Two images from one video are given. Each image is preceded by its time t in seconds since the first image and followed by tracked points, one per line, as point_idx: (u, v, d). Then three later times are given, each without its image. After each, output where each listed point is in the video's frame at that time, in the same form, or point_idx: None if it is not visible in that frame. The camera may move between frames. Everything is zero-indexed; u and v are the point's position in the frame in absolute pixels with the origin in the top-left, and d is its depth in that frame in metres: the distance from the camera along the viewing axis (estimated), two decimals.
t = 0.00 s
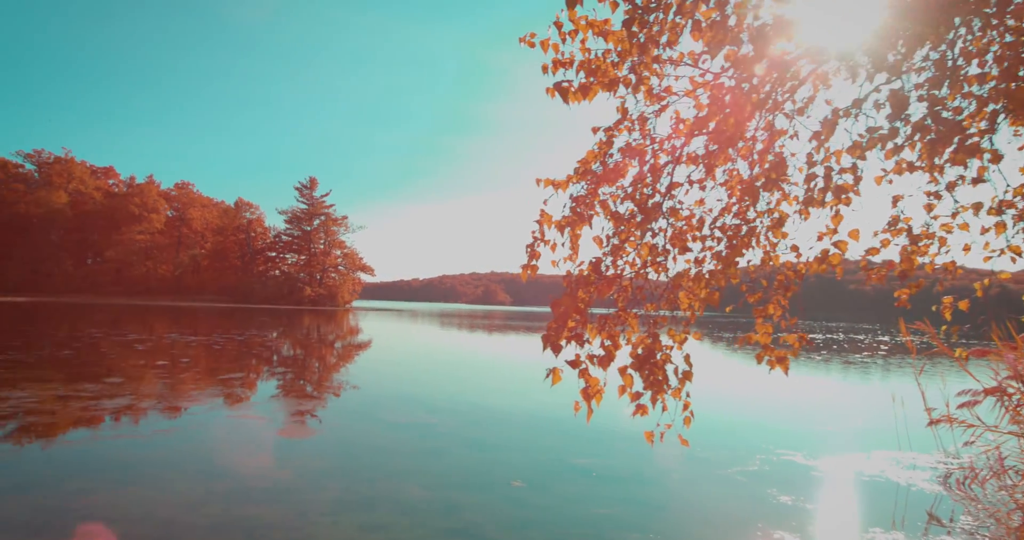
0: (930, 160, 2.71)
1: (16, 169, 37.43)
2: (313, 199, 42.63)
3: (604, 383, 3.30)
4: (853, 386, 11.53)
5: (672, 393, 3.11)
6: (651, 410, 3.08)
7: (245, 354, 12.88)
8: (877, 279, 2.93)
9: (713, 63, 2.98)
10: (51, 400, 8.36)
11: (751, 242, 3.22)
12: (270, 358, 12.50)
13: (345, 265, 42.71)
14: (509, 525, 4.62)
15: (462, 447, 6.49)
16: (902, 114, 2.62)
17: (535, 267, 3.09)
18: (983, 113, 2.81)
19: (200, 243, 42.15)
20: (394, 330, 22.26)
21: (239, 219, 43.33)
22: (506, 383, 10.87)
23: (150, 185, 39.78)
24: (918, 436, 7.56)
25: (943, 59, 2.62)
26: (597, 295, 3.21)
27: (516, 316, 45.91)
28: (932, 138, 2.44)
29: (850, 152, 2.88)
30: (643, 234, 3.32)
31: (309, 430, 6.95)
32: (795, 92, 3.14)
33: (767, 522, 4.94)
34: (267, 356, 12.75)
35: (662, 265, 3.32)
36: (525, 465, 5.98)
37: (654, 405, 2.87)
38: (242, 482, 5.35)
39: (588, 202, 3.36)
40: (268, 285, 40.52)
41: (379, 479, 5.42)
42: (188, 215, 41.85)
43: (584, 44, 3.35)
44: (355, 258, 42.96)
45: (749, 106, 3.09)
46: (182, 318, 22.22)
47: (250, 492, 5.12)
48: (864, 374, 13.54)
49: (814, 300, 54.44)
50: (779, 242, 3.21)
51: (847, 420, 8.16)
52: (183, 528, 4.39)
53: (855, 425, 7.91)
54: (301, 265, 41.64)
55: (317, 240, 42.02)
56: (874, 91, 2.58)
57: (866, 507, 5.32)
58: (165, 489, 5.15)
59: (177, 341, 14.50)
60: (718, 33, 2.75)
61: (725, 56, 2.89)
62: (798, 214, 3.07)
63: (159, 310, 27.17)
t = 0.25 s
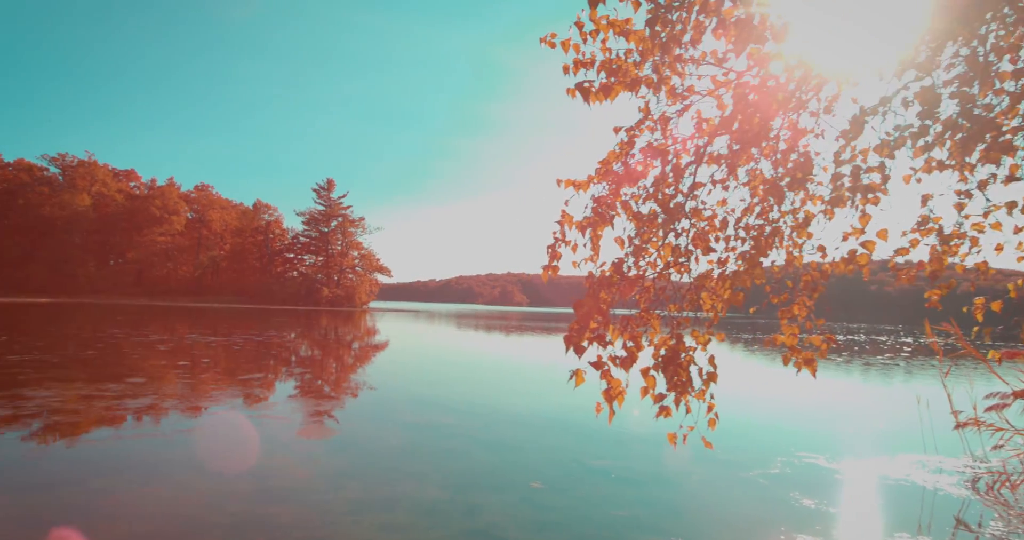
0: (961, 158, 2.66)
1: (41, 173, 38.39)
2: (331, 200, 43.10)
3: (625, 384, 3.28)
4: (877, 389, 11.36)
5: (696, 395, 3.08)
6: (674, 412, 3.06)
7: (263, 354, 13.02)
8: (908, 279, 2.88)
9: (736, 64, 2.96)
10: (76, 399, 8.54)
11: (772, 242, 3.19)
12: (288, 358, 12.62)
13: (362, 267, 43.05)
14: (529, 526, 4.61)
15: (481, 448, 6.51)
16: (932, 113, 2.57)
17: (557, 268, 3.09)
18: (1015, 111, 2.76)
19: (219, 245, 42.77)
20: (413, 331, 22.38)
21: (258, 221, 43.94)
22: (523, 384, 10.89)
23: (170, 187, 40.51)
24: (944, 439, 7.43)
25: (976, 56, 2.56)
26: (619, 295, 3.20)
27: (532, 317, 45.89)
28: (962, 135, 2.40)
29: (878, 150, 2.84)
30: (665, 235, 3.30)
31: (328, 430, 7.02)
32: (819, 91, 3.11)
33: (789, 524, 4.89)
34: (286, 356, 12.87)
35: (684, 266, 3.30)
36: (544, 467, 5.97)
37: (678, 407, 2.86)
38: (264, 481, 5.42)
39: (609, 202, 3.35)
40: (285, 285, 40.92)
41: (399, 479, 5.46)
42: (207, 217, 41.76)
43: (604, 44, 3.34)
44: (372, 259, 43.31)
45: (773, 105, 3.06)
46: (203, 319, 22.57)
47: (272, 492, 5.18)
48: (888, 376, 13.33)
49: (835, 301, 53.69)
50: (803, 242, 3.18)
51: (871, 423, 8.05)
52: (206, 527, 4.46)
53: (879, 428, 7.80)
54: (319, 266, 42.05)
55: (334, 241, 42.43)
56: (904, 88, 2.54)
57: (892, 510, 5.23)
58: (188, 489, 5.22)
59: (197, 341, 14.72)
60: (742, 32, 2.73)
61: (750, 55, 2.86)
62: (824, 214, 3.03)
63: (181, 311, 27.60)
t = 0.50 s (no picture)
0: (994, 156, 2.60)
1: (66, 176, 39.28)
2: (348, 202, 43.57)
3: (648, 385, 3.25)
4: (901, 391, 11.18)
5: (721, 396, 3.05)
6: (699, 414, 3.03)
7: (282, 355, 13.16)
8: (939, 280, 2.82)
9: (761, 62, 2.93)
10: (101, 399, 8.70)
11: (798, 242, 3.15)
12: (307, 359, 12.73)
13: (380, 268, 43.41)
14: (549, 528, 4.60)
15: (499, 449, 6.52)
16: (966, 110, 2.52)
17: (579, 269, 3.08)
18: None
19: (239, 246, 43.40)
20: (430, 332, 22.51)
21: (275, 223, 44.50)
22: (540, 385, 10.89)
23: (190, 190, 41.21)
24: (971, 443, 7.28)
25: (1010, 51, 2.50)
26: (641, 296, 3.18)
27: (547, 317, 45.88)
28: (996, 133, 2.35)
29: (907, 149, 2.79)
30: (687, 235, 3.28)
31: (347, 430, 7.08)
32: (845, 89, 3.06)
33: (813, 528, 4.83)
34: (304, 357, 12.99)
35: (707, 266, 3.27)
36: (562, 468, 5.95)
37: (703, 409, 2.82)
38: (285, 481, 5.47)
39: (632, 202, 3.33)
40: (305, 286, 41.05)
41: (418, 479, 5.49)
42: (227, 219, 42.63)
43: (626, 43, 3.33)
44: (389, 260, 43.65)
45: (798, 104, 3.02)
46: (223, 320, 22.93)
47: (293, 491, 5.23)
48: (913, 378, 13.11)
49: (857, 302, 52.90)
50: (830, 242, 3.14)
51: (895, 426, 7.92)
52: (229, 526, 4.51)
53: (903, 431, 7.67)
54: (337, 267, 42.49)
55: (351, 242, 42.84)
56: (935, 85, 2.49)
57: (918, 515, 5.14)
58: (210, 488, 5.30)
59: (218, 342, 14.94)
60: (767, 30, 2.70)
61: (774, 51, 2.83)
62: (851, 213, 2.99)
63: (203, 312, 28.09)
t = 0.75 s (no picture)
0: None
1: (90, 179, 40.15)
2: (365, 203, 43.96)
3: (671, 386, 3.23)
4: (927, 394, 10.98)
5: (746, 398, 3.02)
6: (723, 415, 3.00)
7: (301, 355, 13.29)
8: (971, 280, 2.76)
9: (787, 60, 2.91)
10: (124, 398, 8.85)
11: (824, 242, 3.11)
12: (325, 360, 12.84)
13: (397, 269, 43.70)
14: (570, 529, 4.59)
15: (518, 449, 6.54)
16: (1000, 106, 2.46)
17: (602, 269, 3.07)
18: None
19: (257, 247, 43.98)
20: (448, 333, 22.62)
21: (293, 224, 45.03)
22: (558, 386, 10.88)
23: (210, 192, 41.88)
24: (1001, 447, 7.12)
25: None
26: (664, 296, 3.15)
27: (564, 319, 45.78)
28: None
29: (938, 146, 2.75)
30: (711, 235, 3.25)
31: (366, 431, 7.14)
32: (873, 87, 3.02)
33: (838, 531, 4.76)
34: (322, 358, 13.10)
35: (731, 267, 3.24)
36: (582, 469, 5.94)
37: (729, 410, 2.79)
38: (306, 481, 5.52)
39: (654, 202, 3.31)
40: (322, 287, 41.36)
41: (438, 480, 5.52)
42: (246, 221, 43.11)
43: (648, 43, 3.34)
44: (406, 262, 43.91)
45: (824, 101, 2.99)
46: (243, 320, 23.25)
47: (315, 491, 5.27)
48: (940, 381, 12.87)
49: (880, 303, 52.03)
50: (857, 241, 3.09)
51: (920, 429, 7.78)
52: (252, 525, 4.55)
53: (929, 434, 7.53)
54: (354, 268, 42.88)
55: (369, 243, 43.21)
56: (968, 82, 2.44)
57: (947, 519, 5.04)
58: (233, 487, 5.36)
59: (237, 342, 15.14)
60: (794, 26, 2.68)
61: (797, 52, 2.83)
62: (879, 213, 2.94)
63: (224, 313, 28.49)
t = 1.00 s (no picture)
0: None
1: (113, 182, 41.00)
2: (383, 205, 44.25)
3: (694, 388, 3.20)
4: (954, 396, 10.78)
5: (771, 400, 2.98)
6: (748, 417, 2.97)
7: (319, 356, 13.43)
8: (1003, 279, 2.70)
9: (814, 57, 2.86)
10: (147, 398, 9.02)
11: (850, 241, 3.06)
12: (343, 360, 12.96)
13: (414, 270, 43.93)
14: (589, 531, 4.58)
15: (537, 450, 6.55)
16: None
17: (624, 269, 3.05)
18: None
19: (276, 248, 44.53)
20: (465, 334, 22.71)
21: (311, 226, 45.48)
22: (575, 387, 10.86)
23: (229, 193, 42.51)
24: None
25: None
26: (688, 297, 3.12)
27: (580, 319, 45.68)
28: None
29: (968, 143, 2.69)
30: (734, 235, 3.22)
31: (384, 431, 7.19)
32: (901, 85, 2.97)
33: (863, 535, 4.69)
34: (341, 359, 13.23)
35: (755, 267, 3.20)
36: (601, 471, 5.92)
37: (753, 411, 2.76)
38: (326, 480, 5.58)
39: (676, 202, 3.29)
40: (340, 288, 41.79)
41: (457, 480, 5.54)
42: (265, 222, 43.63)
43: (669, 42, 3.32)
44: (423, 263, 44.13)
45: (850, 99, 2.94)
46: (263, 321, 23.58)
47: (334, 491, 5.32)
48: (967, 383, 12.62)
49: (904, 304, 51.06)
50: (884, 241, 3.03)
51: (946, 432, 7.64)
52: (273, 524, 4.61)
53: (956, 437, 7.39)
54: (372, 269, 43.25)
55: (386, 245, 43.53)
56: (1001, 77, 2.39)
57: (976, 524, 4.93)
58: (254, 486, 5.43)
59: (258, 343, 15.36)
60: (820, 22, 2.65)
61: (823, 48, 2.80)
62: (907, 212, 2.88)
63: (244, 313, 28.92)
